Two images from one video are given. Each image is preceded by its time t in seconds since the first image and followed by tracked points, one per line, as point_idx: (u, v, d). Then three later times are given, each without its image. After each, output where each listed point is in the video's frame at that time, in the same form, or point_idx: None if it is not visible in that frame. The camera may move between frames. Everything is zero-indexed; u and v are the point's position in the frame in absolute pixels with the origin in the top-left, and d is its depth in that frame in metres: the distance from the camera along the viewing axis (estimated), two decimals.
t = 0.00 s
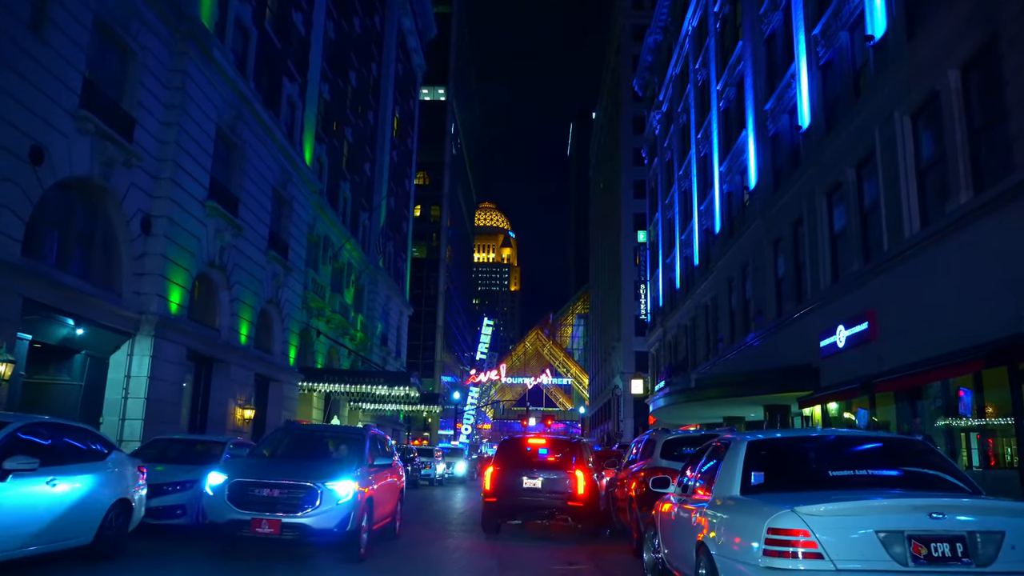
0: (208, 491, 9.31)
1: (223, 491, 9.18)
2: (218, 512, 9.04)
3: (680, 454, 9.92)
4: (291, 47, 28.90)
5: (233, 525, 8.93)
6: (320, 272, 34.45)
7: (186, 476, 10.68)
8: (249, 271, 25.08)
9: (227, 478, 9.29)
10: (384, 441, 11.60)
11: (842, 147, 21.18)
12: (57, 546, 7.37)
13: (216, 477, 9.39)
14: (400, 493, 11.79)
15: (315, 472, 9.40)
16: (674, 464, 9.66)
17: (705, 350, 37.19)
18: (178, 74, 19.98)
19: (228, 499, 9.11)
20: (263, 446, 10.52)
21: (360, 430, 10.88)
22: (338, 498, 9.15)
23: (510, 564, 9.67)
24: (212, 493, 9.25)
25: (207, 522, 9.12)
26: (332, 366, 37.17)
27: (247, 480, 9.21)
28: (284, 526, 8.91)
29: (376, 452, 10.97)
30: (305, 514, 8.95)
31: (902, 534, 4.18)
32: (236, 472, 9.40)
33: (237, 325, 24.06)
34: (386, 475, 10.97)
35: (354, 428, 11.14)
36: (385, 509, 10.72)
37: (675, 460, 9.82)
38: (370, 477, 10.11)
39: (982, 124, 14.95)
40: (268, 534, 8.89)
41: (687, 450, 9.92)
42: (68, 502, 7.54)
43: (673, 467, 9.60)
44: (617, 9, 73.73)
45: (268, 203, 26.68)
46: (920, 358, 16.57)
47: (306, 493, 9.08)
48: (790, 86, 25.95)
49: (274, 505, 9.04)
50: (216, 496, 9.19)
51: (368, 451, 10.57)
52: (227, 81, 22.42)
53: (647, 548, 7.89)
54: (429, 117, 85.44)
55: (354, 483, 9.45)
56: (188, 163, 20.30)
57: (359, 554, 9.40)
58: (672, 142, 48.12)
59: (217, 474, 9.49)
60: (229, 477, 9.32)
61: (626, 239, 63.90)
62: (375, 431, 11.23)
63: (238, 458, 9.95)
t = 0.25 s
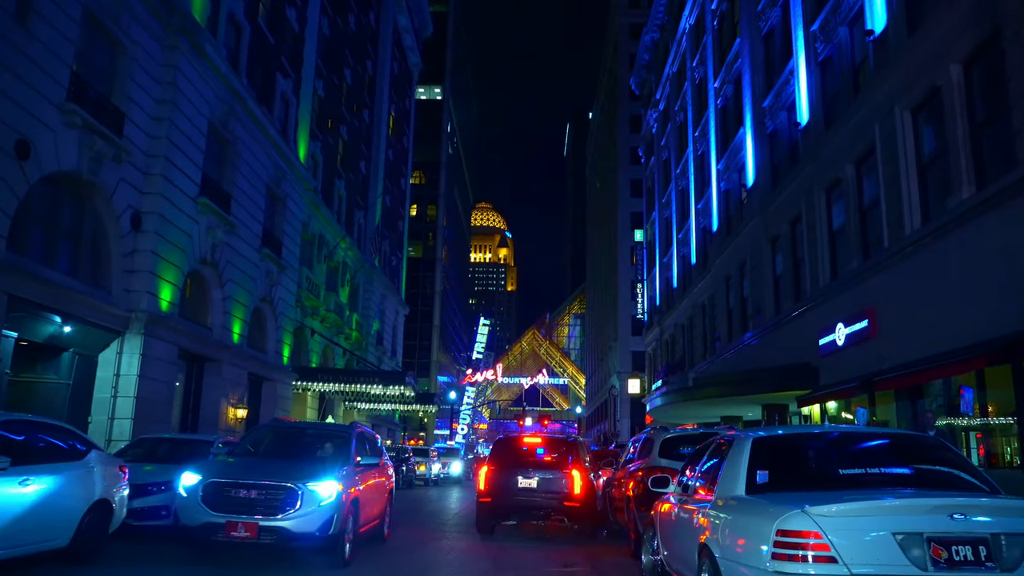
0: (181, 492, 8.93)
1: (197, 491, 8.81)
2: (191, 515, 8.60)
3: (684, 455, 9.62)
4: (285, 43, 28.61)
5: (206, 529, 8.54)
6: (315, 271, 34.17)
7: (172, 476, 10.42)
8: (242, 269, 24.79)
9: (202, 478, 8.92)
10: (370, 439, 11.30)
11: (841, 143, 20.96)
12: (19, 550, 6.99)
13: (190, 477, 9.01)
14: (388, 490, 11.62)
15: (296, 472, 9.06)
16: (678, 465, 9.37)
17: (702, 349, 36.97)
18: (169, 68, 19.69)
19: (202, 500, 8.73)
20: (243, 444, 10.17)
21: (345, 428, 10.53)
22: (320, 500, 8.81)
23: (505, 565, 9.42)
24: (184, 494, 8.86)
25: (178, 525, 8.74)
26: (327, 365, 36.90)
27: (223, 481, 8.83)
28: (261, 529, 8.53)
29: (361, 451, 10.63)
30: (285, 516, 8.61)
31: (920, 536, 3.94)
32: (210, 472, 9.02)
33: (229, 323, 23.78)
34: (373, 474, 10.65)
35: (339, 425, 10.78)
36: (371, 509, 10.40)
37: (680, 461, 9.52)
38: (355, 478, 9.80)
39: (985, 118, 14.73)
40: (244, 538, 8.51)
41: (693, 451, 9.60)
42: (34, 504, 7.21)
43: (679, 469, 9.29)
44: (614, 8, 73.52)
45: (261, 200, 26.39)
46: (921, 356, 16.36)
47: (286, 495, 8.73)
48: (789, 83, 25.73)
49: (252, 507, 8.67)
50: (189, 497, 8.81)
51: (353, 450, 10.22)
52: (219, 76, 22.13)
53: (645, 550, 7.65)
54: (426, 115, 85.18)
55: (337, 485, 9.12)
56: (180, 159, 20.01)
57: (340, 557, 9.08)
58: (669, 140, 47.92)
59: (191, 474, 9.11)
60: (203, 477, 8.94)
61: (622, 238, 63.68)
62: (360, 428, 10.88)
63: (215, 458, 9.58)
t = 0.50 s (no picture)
0: (154, 494, 8.32)
1: (171, 494, 8.19)
2: (163, 518, 7.98)
3: (685, 455, 9.40)
4: (280, 39, 28.35)
5: (179, 534, 7.91)
6: (310, 270, 33.90)
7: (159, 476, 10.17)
8: (236, 266, 24.50)
9: (176, 480, 8.30)
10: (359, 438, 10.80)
11: (842, 140, 20.75)
12: None
13: (163, 479, 8.39)
14: (378, 492, 11.06)
15: (278, 474, 8.42)
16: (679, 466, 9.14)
17: (700, 348, 36.76)
18: (161, 63, 19.41)
19: (176, 503, 8.11)
20: (224, 441, 9.60)
21: (332, 426, 9.96)
22: (302, 503, 8.18)
23: (502, 568, 9.17)
24: (158, 496, 8.26)
25: (149, 530, 8.11)
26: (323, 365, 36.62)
27: (198, 483, 8.22)
28: (237, 535, 7.87)
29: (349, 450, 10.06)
30: (264, 520, 7.97)
31: (947, 542, 3.72)
32: (185, 473, 8.40)
33: (223, 322, 23.51)
34: (361, 475, 10.05)
35: (326, 423, 10.23)
36: (357, 513, 9.78)
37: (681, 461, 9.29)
38: (342, 479, 9.21)
39: (988, 114, 14.53)
40: (220, 544, 7.85)
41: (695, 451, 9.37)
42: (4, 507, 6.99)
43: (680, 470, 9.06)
44: (612, 7, 73.36)
45: (255, 197, 26.12)
46: (923, 355, 16.15)
47: (267, 498, 8.09)
48: (788, 80, 25.53)
49: (229, 511, 8.04)
50: (163, 500, 8.20)
51: (340, 449, 9.64)
52: (213, 72, 21.86)
53: (647, 553, 7.42)
54: (423, 114, 84.93)
55: (321, 488, 8.48)
56: (172, 155, 19.75)
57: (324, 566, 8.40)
58: (667, 139, 47.72)
59: (165, 475, 8.49)
60: (177, 479, 8.32)
61: (620, 238, 63.48)
62: (348, 426, 10.32)
63: (192, 458, 8.98)
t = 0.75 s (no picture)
0: (121, 496, 7.72)
1: (139, 497, 7.59)
2: (131, 524, 7.41)
3: (688, 456, 9.17)
4: (275, 35, 28.09)
5: (149, 540, 7.32)
6: (306, 269, 33.65)
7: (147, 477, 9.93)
8: (230, 264, 24.24)
9: (145, 482, 7.70)
10: (346, 438, 10.30)
11: (842, 137, 20.54)
12: None
13: (131, 480, 7.80)
14: (368, 494, 10.53)
15: (257, 475, 7.90)
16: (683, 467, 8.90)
17: (699, 348, 36.56)
18: (154, 58, 19.17)
19: (144, 506, 7.53)
20: (203, 441, 9.09)
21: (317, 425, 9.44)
22: (282, 507, 7.66)
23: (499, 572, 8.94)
24: (125, 499, 7.66)
25: (115, 536, 7.50)
26: (319, 365, 36.35)
27: (169, 484, 7.64)
28: (210, 542, 7.29)
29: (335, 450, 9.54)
30: (240, 526, 7.43)
31: (976, 549, 3.49)
32: (155, 475, 7.81)
33: (217, 321, 23.24)
34: (348, 477, 9.53)
35: (311, 421, 9.72)
36: (344, 517, 9.25)
37: (684, 462, 9.05)
38: (327, 480, 8.71)
39: (992, 109, 14.33)
40: (191, 552, 7.27)
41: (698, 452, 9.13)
42: None
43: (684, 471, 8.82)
44: (609, 7, 73.15)
45: (250, 195, 25.84)
46: (926, 353, 15.94)
47: (244, 501, 7.56)
48: (788, 77, 25.32)
49: (202, 515, 7.48)
50: (130, 502, 7.60)
51: (325, 449, 9.13)
52: (206, 67, 21.61)
53: (647, 556, 7.19)
54: (421, 113, 84.76)
55: (303, 491, 7.96)
56: (165, 151, 19.48)
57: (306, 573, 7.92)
58: (665, 138, 47.51)
59: (133, 476, 7.88)
60: (145, 481, 7.73)
61: (618, 238, 63.29)
62: (334, 424, 9.80)
63: (166, 458, 8.42)
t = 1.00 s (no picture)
0: (84, 500, 7.19)
1: (104, 500, 7.05)
2: (95, 529, 6.87)
3: (690, 456, 8.95)
4: (270, 32, 27.85)
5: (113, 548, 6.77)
6: (302, 267, 33.40)
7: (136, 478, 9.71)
8: (225, 263, 23.98)
9: (110, 485, 7.16)
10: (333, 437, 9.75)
11: (843, 134, 20.35)
12: None
13: (96, 483, 7.26)
14: (357, 497, 10.01)
15: (234, 477, 7.36)
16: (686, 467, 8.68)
17: (697, 347, 36.38)
18: (146, 53, 18.92)
19: (110, 511, 6.99)
20: (179, 441, 8.55)
21: (302, 423, 8.89)
22: (259, 512, 7.13)
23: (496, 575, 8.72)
24: (89, 503, 7.12)
25: (76, 544, 6.96)
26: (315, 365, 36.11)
27: (137, 487, 7.11)
28: (180, 549, 6.77)
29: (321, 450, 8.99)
30: (214, 532, 6.89)
31: (1006, 555, 3.32)
32: (122, 477, 7.27)
33: (211, 320, 22.99)
34: (334, 479, 8.96)
35: (295, 419, 9.18)
36: (329, 521, 8.69)
37: (686, 462, 8.83)
38: (313, 483, 8.19)
39: (996, 104, 14.13)
40: (159, 561, 6.74)
41: (701, 452, 8.92)
42: None
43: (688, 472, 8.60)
44: (607, 5, 72.92)
45: (245, 192, 25.60)
46: (929, 352, 15.75)
47: (219, 506, 7.04)
48: (788, 74, 25.12)
49: (173, 521, 6.96)
50: (95, 506, 7.06)
51: (310, 448, 8.58)
52: (200, 63, 21.36)
53: (648, 560, 6.99)
54: (418, 112, 84.52)
55: (284, 493, 7.44)
56: (158, 148, 19.25)
57: None
58: (663, 136, 47.28)
59: (98, 478, 7.34)
60: (111, 483, 7.19)
61: (616, 237, 63.09)
62: (320, 423, 9.25)
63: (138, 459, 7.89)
